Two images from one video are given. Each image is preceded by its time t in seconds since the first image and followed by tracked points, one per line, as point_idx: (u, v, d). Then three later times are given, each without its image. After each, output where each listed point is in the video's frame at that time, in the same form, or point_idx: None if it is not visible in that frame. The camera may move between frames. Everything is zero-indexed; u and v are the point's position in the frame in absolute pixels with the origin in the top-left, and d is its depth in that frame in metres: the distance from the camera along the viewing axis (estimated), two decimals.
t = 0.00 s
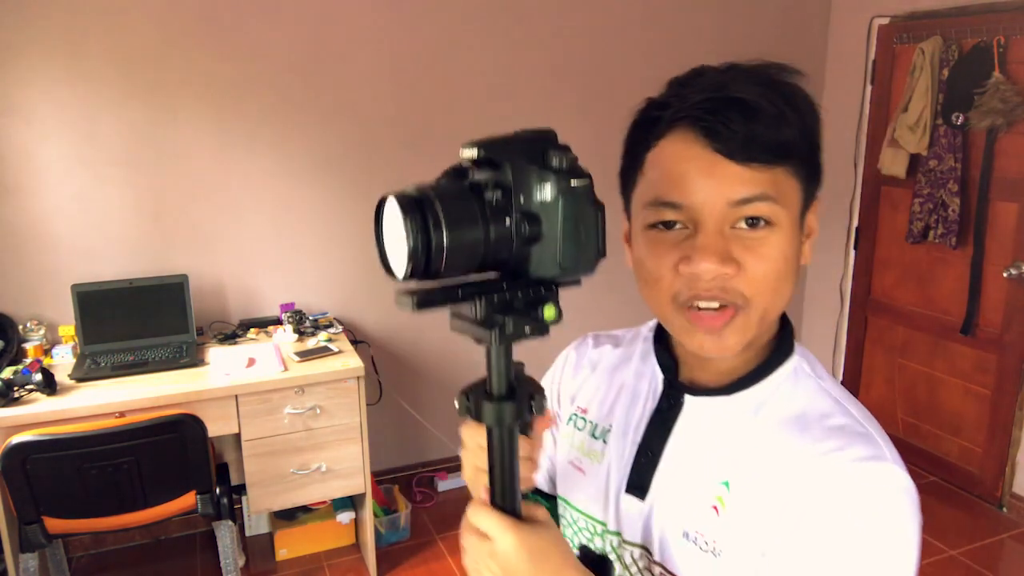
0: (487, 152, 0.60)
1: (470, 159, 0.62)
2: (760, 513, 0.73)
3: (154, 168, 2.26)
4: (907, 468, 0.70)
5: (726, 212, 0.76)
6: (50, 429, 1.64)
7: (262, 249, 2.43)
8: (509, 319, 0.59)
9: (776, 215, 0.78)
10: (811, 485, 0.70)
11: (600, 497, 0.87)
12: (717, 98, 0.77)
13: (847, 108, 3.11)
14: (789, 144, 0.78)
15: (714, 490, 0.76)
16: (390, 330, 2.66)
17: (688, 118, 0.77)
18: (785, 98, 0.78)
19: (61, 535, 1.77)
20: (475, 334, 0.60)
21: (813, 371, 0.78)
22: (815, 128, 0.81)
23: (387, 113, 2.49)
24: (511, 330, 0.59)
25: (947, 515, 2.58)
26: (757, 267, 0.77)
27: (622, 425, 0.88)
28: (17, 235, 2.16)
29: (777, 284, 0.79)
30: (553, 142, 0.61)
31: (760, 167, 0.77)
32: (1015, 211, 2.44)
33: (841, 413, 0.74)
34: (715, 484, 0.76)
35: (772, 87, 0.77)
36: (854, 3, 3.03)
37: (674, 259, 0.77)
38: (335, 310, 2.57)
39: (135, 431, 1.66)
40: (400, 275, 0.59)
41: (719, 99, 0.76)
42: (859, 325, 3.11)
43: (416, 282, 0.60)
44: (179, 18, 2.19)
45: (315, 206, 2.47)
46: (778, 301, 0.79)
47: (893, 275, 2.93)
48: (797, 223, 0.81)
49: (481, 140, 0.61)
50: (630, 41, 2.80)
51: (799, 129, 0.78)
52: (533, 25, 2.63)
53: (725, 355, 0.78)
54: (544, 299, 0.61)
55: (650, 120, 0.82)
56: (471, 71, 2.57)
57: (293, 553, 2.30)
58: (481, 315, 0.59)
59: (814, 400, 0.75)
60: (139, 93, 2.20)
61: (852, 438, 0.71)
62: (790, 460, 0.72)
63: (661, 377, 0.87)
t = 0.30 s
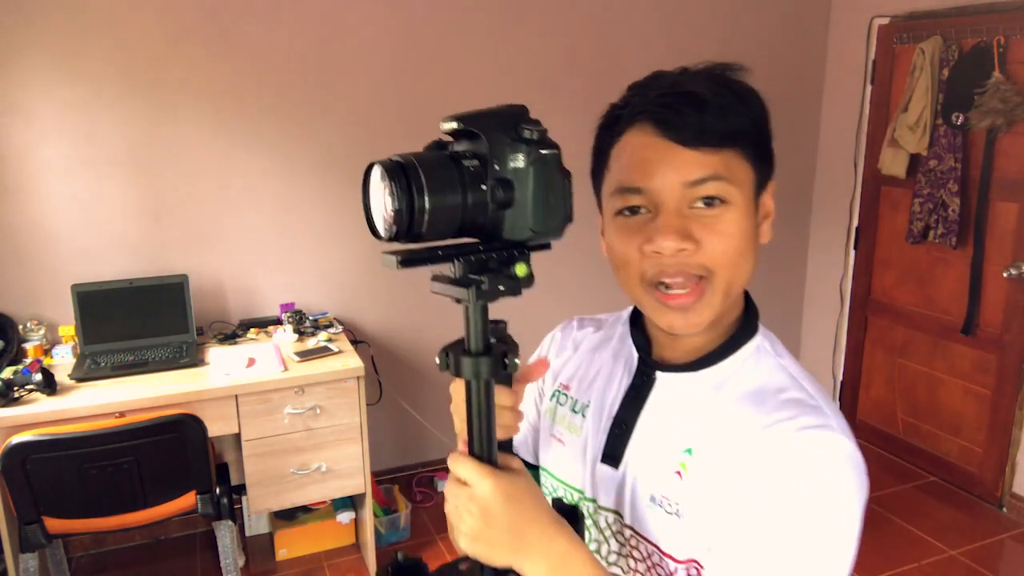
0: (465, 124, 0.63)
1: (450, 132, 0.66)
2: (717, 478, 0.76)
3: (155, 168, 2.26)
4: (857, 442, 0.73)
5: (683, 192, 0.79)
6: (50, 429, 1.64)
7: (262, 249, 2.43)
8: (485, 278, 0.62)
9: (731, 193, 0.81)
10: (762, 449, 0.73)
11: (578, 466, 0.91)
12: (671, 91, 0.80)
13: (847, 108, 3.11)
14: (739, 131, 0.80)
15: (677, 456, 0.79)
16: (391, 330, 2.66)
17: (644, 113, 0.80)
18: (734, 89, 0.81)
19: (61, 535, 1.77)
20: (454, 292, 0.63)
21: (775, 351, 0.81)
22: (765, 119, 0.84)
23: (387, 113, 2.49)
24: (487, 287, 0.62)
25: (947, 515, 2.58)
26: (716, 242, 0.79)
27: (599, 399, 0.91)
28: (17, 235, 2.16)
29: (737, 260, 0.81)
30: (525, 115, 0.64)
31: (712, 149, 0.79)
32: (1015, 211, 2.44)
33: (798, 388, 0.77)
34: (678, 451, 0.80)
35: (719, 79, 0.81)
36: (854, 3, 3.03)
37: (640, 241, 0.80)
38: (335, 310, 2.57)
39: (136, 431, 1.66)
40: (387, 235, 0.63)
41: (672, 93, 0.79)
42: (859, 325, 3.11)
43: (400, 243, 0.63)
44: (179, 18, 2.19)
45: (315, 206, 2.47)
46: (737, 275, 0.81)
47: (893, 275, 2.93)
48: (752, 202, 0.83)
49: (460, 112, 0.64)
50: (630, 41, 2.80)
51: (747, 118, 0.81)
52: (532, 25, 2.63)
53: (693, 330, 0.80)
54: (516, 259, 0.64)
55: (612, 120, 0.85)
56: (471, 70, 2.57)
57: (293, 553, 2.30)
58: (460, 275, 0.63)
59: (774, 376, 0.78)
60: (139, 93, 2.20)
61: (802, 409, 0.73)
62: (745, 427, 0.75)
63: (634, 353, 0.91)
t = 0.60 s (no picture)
0: (451, 105, 0.67)
1: (435, 116, 0.70)
2: (693, 457, 0.82)
3: (155, 168, 2.26)
4: (828, 427, 0.76)
5: (607, 207, 0.83)
6: (50, 429, 1.64)
7: (262, 250, 2.43)
8: (470, 244, 0.67)
9: (661, 212, 0.81)
10: (728, 427, 0.79)
11: (570, 446, 0.99)
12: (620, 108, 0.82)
13: (847, 108, 3.11)
14: (671, 147, 0.80)
15: (659, 437, 0.87)
16: (391, 331, 2.66)
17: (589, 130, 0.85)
18: (676, 103, 0.80)
19: (61, 535, 1.77)
20: (440, 259, 0.67)
21: (757, 344, 0.87)
22: (717, 128, 0.81)
23: (387, 113, 2.49)
24: (471, 253, 0.67)
25: (947, 515, 2.58)
26: (641, 253, 0.81)
27: (591, 383, 1.00)
28: (17, 236, 2.16)
29: (668, 271, 0.82)
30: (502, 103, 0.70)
31: (641, 168, 0.81)
32: (1015, 211, 2.44)
33: (776, 376, 0.82)
34: (660, 433, 0.87)
35: (663, 94, 0.81)
36: (855, 3, 3.03)
37: (585, 246, 0.86)
38: (335, 310, 2.57)
39: (135, 432, 1.66)
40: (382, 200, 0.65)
41: (613, 113, 0.82)
42: (859, 325, 3.11)
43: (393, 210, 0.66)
44: (179, 18, 2.19)
45: (315, 206, 2.47)
46: (673, 286, 0.83)
47: (893, 275, 2.93)
48: (693, 218, 0.83)
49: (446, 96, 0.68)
50: (631, 41, 2.81)
51: (686, 131, 0.80)
52: (532, 25, 2.63)
53: (628, 325, 0.86)
54: (496, 227, 0.69)
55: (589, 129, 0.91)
56: (471, 71, 2.57)
57: (293, 553, 2.30)
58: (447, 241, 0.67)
59: (754, 366, 0.84)
60: (140, 93, 2.20)
61: (769, 391, 0.79)
62: (718, 408, 0.81)
63: (626, 342, 1.00)
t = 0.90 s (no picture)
0: (449, 103, 0.65)
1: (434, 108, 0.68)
2: (695, 451, 0.83)
3: (155, 168, 2.26)
4: (830, 427, 0.78)
5: (614, 203, 0.84)
6: (50, 429, 1.63)
7: (262, 249, 2.43)
8: (455, 243, 0.66)
9: (663, 210, 0.82)
10: (732, 423, 0.79)
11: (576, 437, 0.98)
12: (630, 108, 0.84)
13: (846, 108, 3.11)
14: (673, 148, 0.81)
15: (661, 431, 0.87)
16: (391, 331, 2.66)
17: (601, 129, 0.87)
18: (685, 106, 0.82)
19: (61, 535, 1.77)
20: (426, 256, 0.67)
21: (764, 344, 0.87)
22: (723, 129, 0.82)
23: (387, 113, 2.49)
24: (456, 253, 0.65)
25: (947, 515, 2.58)
26: (644, 248, 0.82)
27: (601, 376, 0.99)
28: (17, 235, 2.16)
29: (670, 266, 0.83)
30: (505, 99, 0.66)
31: (645, 168, 0.82)
32: (1016, 210, 2.44)
33: (780, 376, 0.83)
34: (662, 426, 0.87)
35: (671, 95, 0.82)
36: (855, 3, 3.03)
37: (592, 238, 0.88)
38: (335, 310, 2.57)
39: (135, 432, 1.66)
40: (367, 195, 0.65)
41: (621, 113, 0.85)
42: (859, 325, 3.11)
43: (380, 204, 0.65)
44: (179, 18, 2.19)
45: (315, 206, 2.47)
46: (673, 282, 0.84)
47: (893, 275, 2.93)
48: (696, 217, 0.83)
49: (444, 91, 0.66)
50: (631, 41, 2.80)
51: (692, 133, 0.81)
52: (533, 25, 2.63)
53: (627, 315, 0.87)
54: (485, 227, 0.67)
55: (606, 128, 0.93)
56: (471, 71, 2.57)
57: (293, 553, 2.30)
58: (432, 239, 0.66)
59: (759, 365, 0.84)
60: (139, 93, 2.20)
61: (774, 390, 0.79)
62: (722, 404, 0.82)
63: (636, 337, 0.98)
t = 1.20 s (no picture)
0: (378, 90, 0.68)
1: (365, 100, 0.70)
2: (714, 452, 0.83)
3: (155, 168, 2.26)
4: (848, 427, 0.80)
5: (643, 196, 0.85)
6: (50, 429, 1.63)
7: (262, 249, 2.43)
8: (392, 239, 0.68)
9: (690, 207, 0.83)
10: (757, 426, 0.80)
11: (584, 436, 0.96)
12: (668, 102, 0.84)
13: (846, 108, 3.11)
14: (706, 148, 0.81)
15: (677, 431, 0.87)
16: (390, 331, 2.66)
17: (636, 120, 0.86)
18: (725, 106, 0.81)
19: (61, 535, 1.77)
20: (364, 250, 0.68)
21: (779, 345, 0.89)
22: (758, 133, 0.82)
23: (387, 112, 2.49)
24: (393, 247, 0.68)
25: (947, 515, 2.58)
26: (666, 245, 0.83)
27: (612, 374, 0.97)
28: (17, 235, 2.16)
29: (690, 265, 0.84)
30: (441, 88, 0.68)
31: (677, 163, 0.82)
32: (1016, 210, 2.44)
33: (797, 376, 0.84)
34: (678, 427, 0.87)
35: (711, 93, 0.82)
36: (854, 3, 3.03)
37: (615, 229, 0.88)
38: (335, 310, 2.57)
39: (135, 432, 1.66)
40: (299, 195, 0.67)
41: (660, 107, 0.84)
42: (859, 325, 3.11)
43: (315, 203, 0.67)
44: (179, 18, 2.19)
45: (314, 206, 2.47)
46: (694, 280, 0.84)
47: (893, 275, 2.93)
48: (724, 219, 0.84)
49: (373, 83, 0.68)
50: (631, 41, 2.80)
51: (727, 136, 0.81)
52: (533, 24, 2.63)
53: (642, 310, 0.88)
54: (424, 223, 0.69)
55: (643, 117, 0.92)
56: (471, 71, 2.57)
57: (293, 553, 2.30)
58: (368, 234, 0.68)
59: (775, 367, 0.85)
60: (139, 93, 2.20)
61: (795, 392, 0.81)
62: (744, 406, 0.82)
63: (648, 336, 0.96)
